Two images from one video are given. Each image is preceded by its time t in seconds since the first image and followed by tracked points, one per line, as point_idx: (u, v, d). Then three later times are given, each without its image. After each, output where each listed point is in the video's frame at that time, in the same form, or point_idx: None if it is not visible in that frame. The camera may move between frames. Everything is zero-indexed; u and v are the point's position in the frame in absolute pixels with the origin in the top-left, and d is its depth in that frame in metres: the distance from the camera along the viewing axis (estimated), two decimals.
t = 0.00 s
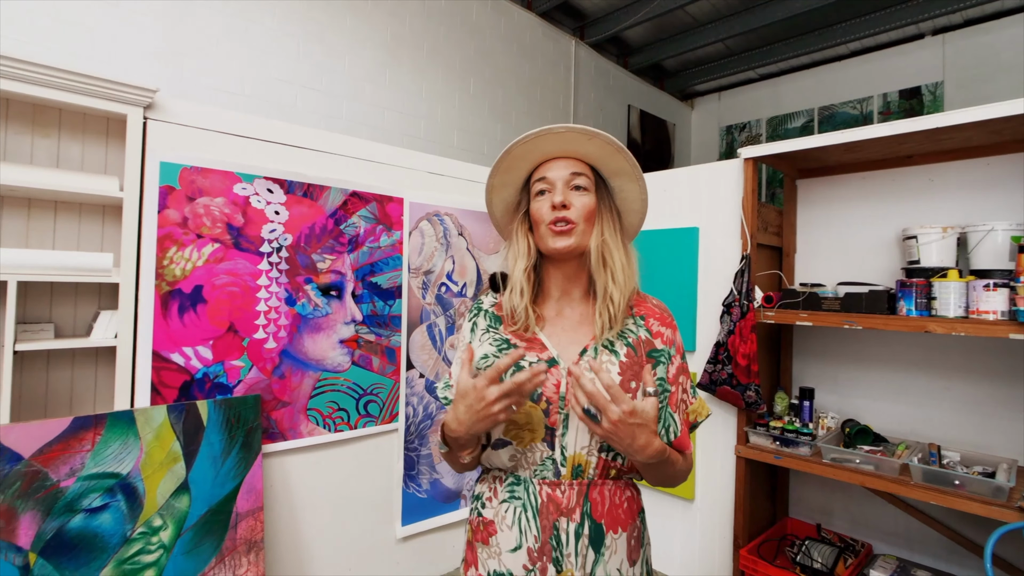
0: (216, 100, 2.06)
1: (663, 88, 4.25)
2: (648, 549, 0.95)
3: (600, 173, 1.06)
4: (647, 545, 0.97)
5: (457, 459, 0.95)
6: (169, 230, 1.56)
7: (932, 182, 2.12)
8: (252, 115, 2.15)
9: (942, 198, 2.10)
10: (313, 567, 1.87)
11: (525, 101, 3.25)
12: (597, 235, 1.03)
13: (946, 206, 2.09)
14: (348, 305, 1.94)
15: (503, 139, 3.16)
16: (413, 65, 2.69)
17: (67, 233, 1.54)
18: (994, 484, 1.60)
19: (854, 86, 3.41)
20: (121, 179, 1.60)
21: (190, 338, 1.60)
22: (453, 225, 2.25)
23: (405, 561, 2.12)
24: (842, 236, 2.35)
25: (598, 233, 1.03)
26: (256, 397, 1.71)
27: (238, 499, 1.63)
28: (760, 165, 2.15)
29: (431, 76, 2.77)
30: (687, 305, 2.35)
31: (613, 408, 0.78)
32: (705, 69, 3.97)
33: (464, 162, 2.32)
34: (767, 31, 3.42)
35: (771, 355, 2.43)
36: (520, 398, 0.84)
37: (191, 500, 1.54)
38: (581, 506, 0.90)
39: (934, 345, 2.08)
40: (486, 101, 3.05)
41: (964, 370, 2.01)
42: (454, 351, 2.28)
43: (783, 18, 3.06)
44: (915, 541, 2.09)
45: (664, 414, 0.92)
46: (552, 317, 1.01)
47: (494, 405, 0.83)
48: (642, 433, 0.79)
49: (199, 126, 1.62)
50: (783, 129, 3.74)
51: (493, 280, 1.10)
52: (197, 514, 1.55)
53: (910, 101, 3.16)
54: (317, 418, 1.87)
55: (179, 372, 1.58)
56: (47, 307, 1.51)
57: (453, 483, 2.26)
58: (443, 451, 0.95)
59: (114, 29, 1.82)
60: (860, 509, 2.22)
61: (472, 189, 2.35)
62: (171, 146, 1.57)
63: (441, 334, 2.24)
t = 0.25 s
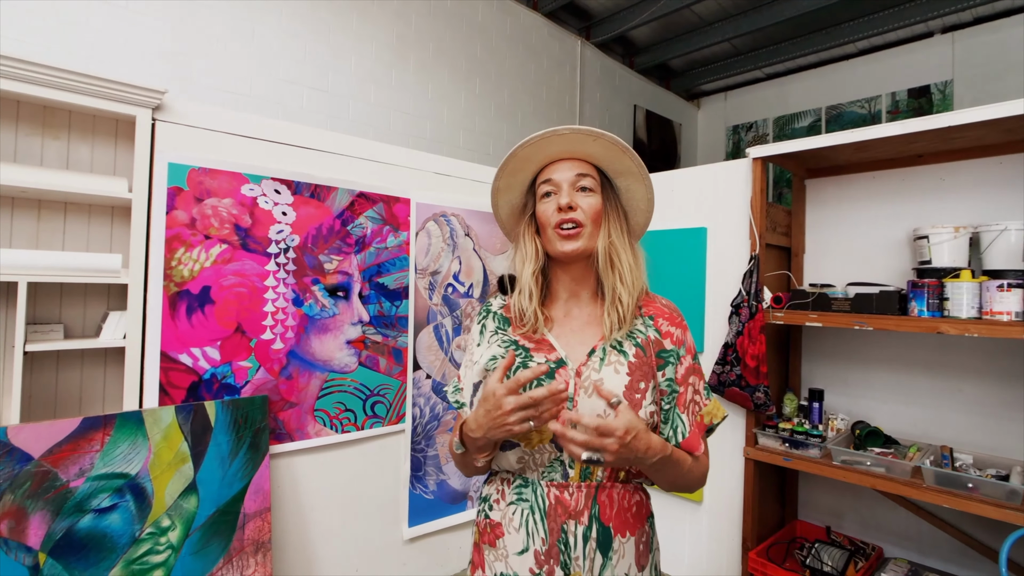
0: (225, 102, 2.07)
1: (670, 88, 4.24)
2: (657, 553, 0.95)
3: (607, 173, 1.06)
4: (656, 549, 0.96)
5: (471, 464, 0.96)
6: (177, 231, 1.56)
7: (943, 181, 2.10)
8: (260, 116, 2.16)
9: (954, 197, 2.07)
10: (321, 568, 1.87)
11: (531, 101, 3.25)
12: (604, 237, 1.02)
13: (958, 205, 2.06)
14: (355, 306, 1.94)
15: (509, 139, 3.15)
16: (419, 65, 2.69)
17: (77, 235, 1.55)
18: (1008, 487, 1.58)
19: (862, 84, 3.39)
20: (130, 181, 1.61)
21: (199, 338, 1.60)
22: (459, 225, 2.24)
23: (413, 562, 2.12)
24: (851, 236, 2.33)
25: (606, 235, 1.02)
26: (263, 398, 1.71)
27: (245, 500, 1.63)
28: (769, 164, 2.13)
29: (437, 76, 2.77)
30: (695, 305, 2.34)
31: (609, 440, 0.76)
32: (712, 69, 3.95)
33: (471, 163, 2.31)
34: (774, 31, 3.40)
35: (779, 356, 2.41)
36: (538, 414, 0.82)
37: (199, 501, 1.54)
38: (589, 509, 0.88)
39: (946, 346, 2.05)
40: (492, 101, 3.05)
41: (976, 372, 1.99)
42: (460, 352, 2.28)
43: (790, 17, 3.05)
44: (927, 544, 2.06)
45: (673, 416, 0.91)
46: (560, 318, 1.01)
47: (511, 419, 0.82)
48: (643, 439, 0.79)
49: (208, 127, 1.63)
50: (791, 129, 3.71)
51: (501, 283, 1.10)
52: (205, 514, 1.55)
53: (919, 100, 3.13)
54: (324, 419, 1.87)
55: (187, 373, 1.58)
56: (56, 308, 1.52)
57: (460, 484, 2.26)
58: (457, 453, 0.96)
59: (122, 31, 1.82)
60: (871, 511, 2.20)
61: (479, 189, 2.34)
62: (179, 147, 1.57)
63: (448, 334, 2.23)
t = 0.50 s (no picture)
0: (229, 102, 2.07)
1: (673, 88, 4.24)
2: (661, 554, 0.94)
3: (608, 173, 1.05)
4: (660, 550, 0.96)
5: (479, 465, 0.96)
6: (182, 231, 1.57)
7: (948, 181, 2.09)
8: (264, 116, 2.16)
9: (959, 197, 2.07)
10: (325, 567, 1.87)
11: (533, 101, 3.25)
12: (606, 238, 1.02)
13: (963, 205, 2.06)
14: (359, 305, 1.94)
15: (512, 139, 3.15)
16: (422, 66, 2.69)
17: (83, 235, 1.56)
18: (1014, 488, 1.57)
19: (866, 84, 3.37)
20: (135, 181, 1.61)
21: (203, 338, 1.61)
22: (463, 225, 2.24)
23: (416, 562, 2.12)
24: (856, 236, 2.33)
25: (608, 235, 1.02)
26: (267, 397, 1.71)
27: (249, 499, 1.63)
28: (773, 164, 2.13)
29: (440, 76, 2.77)
30: (698, 306, 2.34)
31: (598, 453, 0.76)
32: (715, 69, 3.95)
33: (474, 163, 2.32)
34: (777, 30, 3.40)
35: (783, 356, 2.40)
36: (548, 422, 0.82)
37: (203, 500, 1.54)
38: (593, 508, 0.88)
39: (951, 347, 2.05)
40: (494, 101, 3.05)
41: (982, 372, 1.98)
42: (464, 352, 2.28)
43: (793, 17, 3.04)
44: (932, 545, 2.05)
45: (677, 415, 0.91)
46: (564, 318, 1.01)
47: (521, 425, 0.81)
48: (632, 444, 0.79)
49: (213, 127, 1.63)
50: (794, 128, 3.71)
51: (505, 283, 1.10)
52: (210, 514, 1.55)
53: (924, 99, 3.12)
54: (328, 419, 1.87)
55: (191, 373, 1.58)
56: (62, 308, 1.52)
57: (463, 484, 2.26)
58: (465, 455, 0.96)
59: (125, 32, 1.83)
60: (876, 512, 2.19)
61: (483, 189, 2.34)
62: (184, 147, 1.58)
63: (451, 334, 2.23)
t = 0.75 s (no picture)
0: (234, 103, 2.08)
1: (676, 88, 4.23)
2: (667, 555, 0.94)
3: (613, 173, 1.05)
4: (667, 552, 0.96)
5: (485, 466, 0.95)
6: (187, 231, 1.57)
7: (955, 181, 2.08)
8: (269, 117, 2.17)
9: (967, 197, 2.05)
10: (330, 567, 1.87)
11: (537, 101, 3.25)
12: (611, 239, 1.01)
13: (971, 205, 2.05)
14: (364, 306, 1.94)
15: (516, 140, 3.15)
16: (426, 66, 2.69)
17: (89, 235, 1.56)
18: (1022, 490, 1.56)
19: (871, 83, 3.36)
20: (141, 182, 1.62)
21: (208, 338, 1.61)
22: (467, 225, 2.24)
23: (420, 562, 2.11)
24: (862, 236, 2.32)
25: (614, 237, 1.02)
26: (272, 397, 1.71)
27: (254, 500, 1.64)
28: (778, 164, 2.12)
29: (444, 77, 2.77)
30: (703, 306, 2.33)
31: (598, 461, 0.78)
32: (718, 68, 3.94)
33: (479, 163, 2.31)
34: (782, 30, 3.38)
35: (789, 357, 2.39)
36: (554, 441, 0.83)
37: (209, 501, 1.55)
38: (600, 509, 0.88)
39: (959, 347, 2.03)
40: (498, 102, 3.05)
41: (990, 373, 1.97)
42: (468, 353, 2.28)
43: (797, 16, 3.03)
44: (939, 547, 2.04)
45: (684, 416, 0.91)
46: (570, 319, 1.00)
47: (529, 440, 0.82)
48: (628, 445, 0.80)
49: (218, 128, 1.63)
50: (798, 128, 3.69)
51: (511, 284, 1.10)
52: (216, 514, 1.55)
53: (929, 99, 3.11)
54: (333, 419, 1.87)
55: (197, 373, 1.59)
56: (69, 308, 1.53)
57: (468, 485, 2.26)
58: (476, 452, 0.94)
59: (130, 34, 1.83)
60: (882, 513, 2.18)
61: (487, 190, 2.34)
62: (189, 148, 1.58)
63: (456, 334, 2.23)
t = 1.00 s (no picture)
0: (238, 102, 2.08)
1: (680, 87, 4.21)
2: (675, 555, 0.94)
3: (618, 169, 1.04)
4: (674, 551, 0.95)
5: (489, 466, 0.94)
6: (191, 230, 1.57)
7: (962, 179, 2.06)
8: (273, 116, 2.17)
9: (974, 195, 2.03)
10: (333, 567, 1.87)
11: (540, 101, 3.24)
12: (616, 238, 1.00)
13: (978, 203, 2.03)
14: (367, 305, 1.94)
15: (519, 139, 3.15)
16: (429, 66, 2.69)
17: (93, 235, 1.56)
18: None
19: (876, 81, 3.34)
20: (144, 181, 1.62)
21: (211, 337, 1.61)
22: (470, 225, 2.24)
23: (424, 562, 2.11)
24: (867, 235, 2.30)
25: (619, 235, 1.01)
26: (275, 396, 1.71)
27: (258, 499, 1.63)
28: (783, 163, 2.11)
29: (447, 76, 2.77)
30: (708, 306, 2.32)
31: (612, 450, 0.77)
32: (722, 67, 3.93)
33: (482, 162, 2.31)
34: (786, 28, 3.37)
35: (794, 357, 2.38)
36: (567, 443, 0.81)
37: (213, 499, 1.54)
38: (608, 508, 0.87)
39: (966, 347, 2.02)
40: (501, 101, 3.04)
41: (997, 373, 1.95)
42: (471, 352, 2.27)
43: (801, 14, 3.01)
44: (946, 548, 2.02)
45: (694, 416, 0.89)
46: (575, 318, 1.00)
47: (543, 442, 0.81)
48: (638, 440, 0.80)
49: (220, 127, 1.63)
50: (803, 127, 3.67)
51: (516, 282, 1.10)
52: (219, 513, 1.55)
53: (935, 97, 3.08)
54: (336, 418, 1.87)
55: (200, 372, 1.59)
56: (73, 307, 1.53)
57: (471, 484, 2.25)
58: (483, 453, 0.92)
59: (134, 34, 1.83)
60: (888, 514, 2.16)
61: (490, 189, 2.34)
62: (193, 147, 1.58)
63: (459, 334, 2.23)
